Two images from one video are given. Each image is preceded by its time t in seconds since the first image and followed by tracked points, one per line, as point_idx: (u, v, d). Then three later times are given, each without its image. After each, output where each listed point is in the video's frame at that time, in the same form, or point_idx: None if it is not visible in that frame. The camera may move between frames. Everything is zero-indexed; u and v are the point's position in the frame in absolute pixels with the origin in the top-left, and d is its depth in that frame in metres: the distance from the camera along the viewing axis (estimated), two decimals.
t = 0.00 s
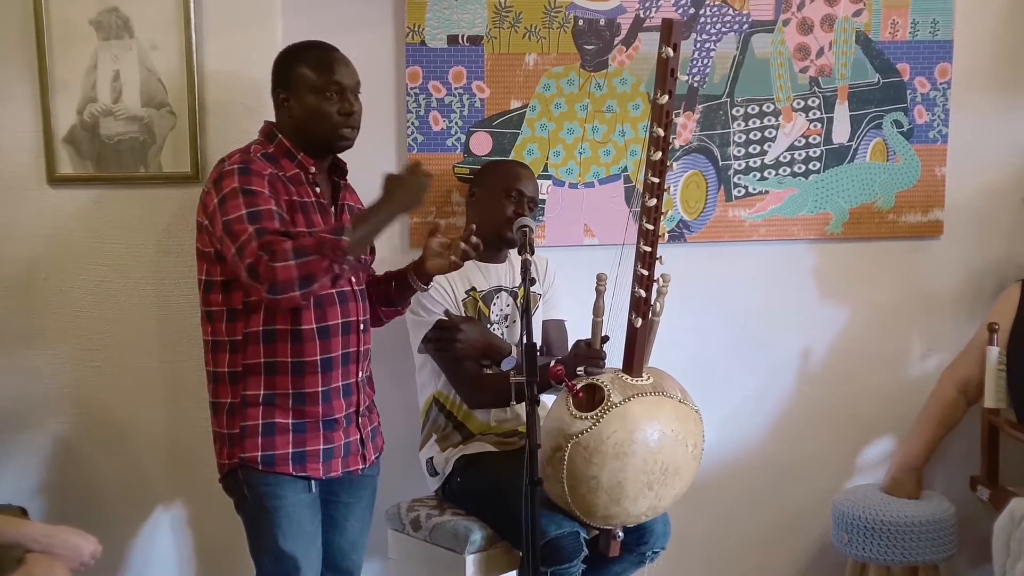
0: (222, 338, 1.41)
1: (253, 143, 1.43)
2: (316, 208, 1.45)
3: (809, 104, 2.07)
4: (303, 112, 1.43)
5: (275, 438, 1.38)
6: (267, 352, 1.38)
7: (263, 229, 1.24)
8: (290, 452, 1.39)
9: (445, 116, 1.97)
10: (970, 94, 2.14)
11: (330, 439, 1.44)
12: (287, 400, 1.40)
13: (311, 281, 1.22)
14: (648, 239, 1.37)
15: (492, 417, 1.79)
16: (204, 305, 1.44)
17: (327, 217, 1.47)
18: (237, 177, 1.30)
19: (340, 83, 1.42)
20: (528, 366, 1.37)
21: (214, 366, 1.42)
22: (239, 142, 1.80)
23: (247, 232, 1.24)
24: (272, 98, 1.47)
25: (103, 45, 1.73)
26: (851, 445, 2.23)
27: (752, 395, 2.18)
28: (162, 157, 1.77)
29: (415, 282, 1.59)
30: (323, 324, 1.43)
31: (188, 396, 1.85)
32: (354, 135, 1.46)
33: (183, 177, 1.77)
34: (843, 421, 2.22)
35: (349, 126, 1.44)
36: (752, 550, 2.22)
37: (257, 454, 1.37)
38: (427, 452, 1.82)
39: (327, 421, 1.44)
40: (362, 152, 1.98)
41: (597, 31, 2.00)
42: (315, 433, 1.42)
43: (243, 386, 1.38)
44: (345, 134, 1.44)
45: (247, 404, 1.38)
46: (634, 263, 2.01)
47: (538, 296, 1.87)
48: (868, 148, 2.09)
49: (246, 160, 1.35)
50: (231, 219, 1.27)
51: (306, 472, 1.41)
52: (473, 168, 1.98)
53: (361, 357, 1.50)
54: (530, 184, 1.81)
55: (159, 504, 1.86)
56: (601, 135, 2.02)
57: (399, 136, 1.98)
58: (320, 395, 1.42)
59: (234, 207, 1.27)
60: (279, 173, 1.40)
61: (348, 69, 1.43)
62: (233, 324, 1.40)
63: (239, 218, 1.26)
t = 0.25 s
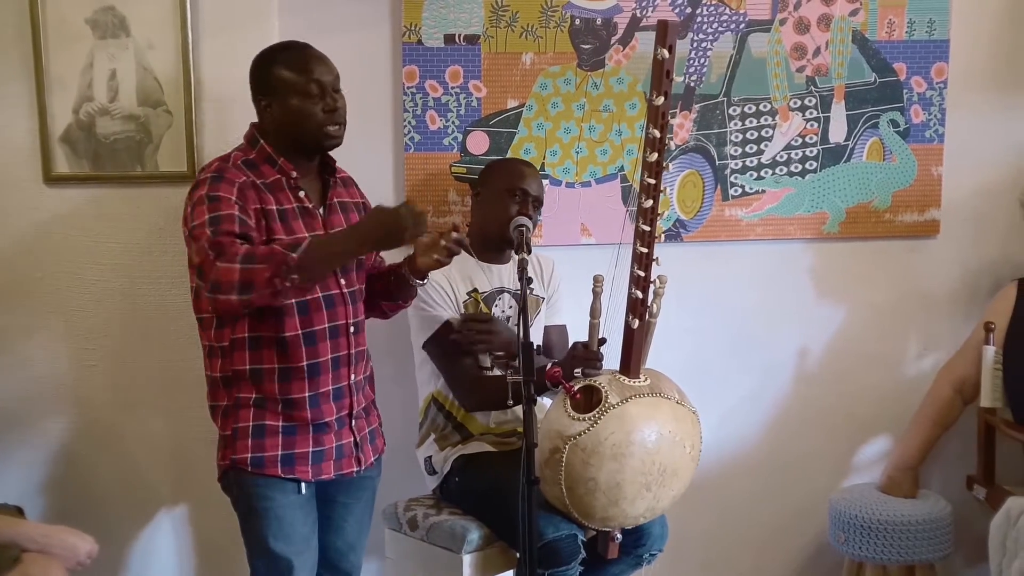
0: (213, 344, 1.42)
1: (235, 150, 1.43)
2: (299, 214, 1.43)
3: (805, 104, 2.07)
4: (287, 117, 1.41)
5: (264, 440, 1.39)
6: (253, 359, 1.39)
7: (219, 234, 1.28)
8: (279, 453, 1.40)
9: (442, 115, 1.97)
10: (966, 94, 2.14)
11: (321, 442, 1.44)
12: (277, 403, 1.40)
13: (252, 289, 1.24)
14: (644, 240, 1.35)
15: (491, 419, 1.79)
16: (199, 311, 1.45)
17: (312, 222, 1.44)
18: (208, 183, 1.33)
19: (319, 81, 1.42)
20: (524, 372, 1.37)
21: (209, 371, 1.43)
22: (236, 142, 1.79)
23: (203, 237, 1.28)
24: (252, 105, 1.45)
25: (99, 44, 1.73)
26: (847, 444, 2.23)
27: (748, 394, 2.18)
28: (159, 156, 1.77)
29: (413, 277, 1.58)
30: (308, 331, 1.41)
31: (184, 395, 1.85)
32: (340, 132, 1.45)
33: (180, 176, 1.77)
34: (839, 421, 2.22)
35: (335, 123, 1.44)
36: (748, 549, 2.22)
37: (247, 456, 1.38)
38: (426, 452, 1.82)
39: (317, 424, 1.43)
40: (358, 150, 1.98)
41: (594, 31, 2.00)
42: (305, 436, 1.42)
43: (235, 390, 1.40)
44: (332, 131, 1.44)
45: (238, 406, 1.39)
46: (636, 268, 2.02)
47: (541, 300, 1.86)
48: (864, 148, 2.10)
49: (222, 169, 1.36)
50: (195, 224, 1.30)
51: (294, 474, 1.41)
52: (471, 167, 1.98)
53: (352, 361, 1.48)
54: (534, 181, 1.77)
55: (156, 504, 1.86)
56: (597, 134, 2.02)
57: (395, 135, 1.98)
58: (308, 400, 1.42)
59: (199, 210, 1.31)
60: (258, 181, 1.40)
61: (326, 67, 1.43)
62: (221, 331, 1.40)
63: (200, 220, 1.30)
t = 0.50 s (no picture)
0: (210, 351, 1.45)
1: (222, 159, 1.45)
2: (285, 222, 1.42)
3: (803, 103, 2.07)
4: (278, 132, 1.40)
5: (260, 439, 1.39)
6: (245, 366, 1.41)
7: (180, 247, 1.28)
8: (274, 454, 1.40)
9: (439, 115, 1.97)
10: (964, 93, 2.14)
11: (315, 446, 1.44)
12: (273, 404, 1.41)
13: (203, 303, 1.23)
14: (635, 238, 1.35)
15: (494, 421, 1.79)
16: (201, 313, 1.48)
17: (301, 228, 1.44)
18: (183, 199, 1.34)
19: (310, 96, 1.39)
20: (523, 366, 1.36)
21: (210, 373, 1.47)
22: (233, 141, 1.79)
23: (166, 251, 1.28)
24: (243, 117, 1.44)
25: (96, 44, 1.72)
26: (844, 444, 2.23)
27: (745, 394, 2.18)
28: (156, 156, 1.76)
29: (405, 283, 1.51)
30: (298, 340, 1.41)
31: (181, 395, 1.85)
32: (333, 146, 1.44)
33: (177, 176, 1.77)
34: (837, 420, 2.22)
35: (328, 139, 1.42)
36: (746, 549, 2.22)
37: (242, 455, 1.39)
38: (425, 451, 1.83)
39: (312, 429, 1.43)
40: (355, 150, 1.98)
41: (591, 30, 2.00)
42: (299, 438, 1.42)
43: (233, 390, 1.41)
44: (325, 147, 1.43)
45: (236, 406, 1.41)
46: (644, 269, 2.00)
47: (544, 302, 1.86)
48: (861, 147, 2.10)
49: (201, 183, 1.38)
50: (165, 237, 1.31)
51: (286, 476, 1.40)
52: (468, 167, 1.98)
53: (346, 369, 1.48)
54: (537, 180, 1.74)
55: (153, 504, 1.86)
56: (595, 133, 2.02)
57: (392, 135, 1.98)
58: (300, 408, 1.42)
59: (169, 225, 1.32)
60: (239, 192, 1.41)
61: (317, 80, 1.41)
62: (218, 337, 1.42)
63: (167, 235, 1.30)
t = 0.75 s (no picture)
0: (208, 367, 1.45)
1: (213, 187, 1.38)
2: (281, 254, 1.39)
3: (799, 104, 2.07)
4: (267, 157, 1.34)
5: (254, 442, 1.39)
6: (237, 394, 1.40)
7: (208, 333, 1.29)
8: (268, 456, 1.40)
9: (436, 116, 1.97)
10: (960, 94, 2.14)
11: (308, 451, 1.44)
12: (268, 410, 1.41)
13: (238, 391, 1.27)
14: (622, 236, 1.36)
15: (493, 421, 1.77)
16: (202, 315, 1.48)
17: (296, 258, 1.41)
18: (184, 257, 1.31)
19: (302, 123, 1.34)
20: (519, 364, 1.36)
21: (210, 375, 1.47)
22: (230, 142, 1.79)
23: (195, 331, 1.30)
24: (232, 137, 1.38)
25: (92, 45, 1.72)
26: (841, 445, 2.23)
27: (742, 395, 2.18)
28: (153, 156, 1.76)
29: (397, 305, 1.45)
30: (294, 368, 1.41)
31: (178, 396, 1.85)
32: (323, 175, 1.38)
33: (174, 176, 1.77)
34: (833, 421, 2.22)
35: (318, 168, 1.36)
36: (743, 550, 2.23)
37: (236, 457, 1.39)
38: (422, 450, 1.83)
39: (306, 437, 1.43)
40: (352, 152, 1.98)
41: (588, 31, 2.00)
42: (293, 442, 1.42)
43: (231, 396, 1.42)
44: (315, 176, 1.37)
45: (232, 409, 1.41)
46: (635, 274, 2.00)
47: (548, 302, 1.86)
48: (858, 148, 2.10)
49: (196, 229, 1.32)
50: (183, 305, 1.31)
51: (279, 479, 1.40)
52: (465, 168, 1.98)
53: (345, 388, 1.47)
54: (541, 180, 1.73)
55: (150, 506, 1.86)
56: (592, 135, 2.03)
57: (389, 137, 1.98)
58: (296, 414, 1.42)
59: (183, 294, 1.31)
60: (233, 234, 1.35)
61: (311, 106, 1.35)
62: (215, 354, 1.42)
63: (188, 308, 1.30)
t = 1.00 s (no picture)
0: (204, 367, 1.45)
1: (218, 193, 1.37)
2: (283, 263, 1.39)
3: (797, 103, 2.07)
4: (270, 172, 1.33)
5: (257, 442, 1.39)
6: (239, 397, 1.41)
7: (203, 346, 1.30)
8: (270, 456, 1.39)
9: (434, 114, 1.96)
10: (958, 93, 2.14)
11: (310, 451, 1.43)
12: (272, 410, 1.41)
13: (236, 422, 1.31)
14: (612, 235, 1.37)
15: (491, 419, 1.76)
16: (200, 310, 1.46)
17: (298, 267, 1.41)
18: (186, 267, 1.30)
19: (309, 145, 1.32)
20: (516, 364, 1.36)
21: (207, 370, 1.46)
22: (227, 141, 1.79)
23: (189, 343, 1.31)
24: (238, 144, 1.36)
25: (89, 43, 1.72)
26: (839, 444, 2.23)
27: (739, 394, 2.18)
28: (151, 155, 1.76)
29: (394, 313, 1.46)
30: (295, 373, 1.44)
31: (176, 396, 1.84)
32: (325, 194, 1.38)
33: (171, 175, 1.77)
34: (831, 420, 2.22)
35: (321, 188, 1.36)
36: (741, 549, 2.23)
37: (239, 457, 1.38)
38: (421, 446, 1.83)
39: (308, 439, 1.43)
40: (350, 151, 1.98)
41: (586, 30, 2.00)
42: (296, 442, 1.41)
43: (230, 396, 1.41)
44: (317, 195, 1.36)
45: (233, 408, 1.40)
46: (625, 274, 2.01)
47: (552, 304, 1.85)
48: (856, 146, 2.10)
49: (199, 238, 1.31)
50: (180, 314, 1.31)
51: (281, 479, 1.40)
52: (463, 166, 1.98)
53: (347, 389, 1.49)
54: (548, 177, 1.74)
55: (147, 505, 1.86)
56: (590, 133, 2.03)
57: (387, 135, 1.98)
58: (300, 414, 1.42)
59: (182, 303, 1.30)
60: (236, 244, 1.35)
61: (320, 126, 1.33)
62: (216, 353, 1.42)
63: (185, 317, 1.31)
